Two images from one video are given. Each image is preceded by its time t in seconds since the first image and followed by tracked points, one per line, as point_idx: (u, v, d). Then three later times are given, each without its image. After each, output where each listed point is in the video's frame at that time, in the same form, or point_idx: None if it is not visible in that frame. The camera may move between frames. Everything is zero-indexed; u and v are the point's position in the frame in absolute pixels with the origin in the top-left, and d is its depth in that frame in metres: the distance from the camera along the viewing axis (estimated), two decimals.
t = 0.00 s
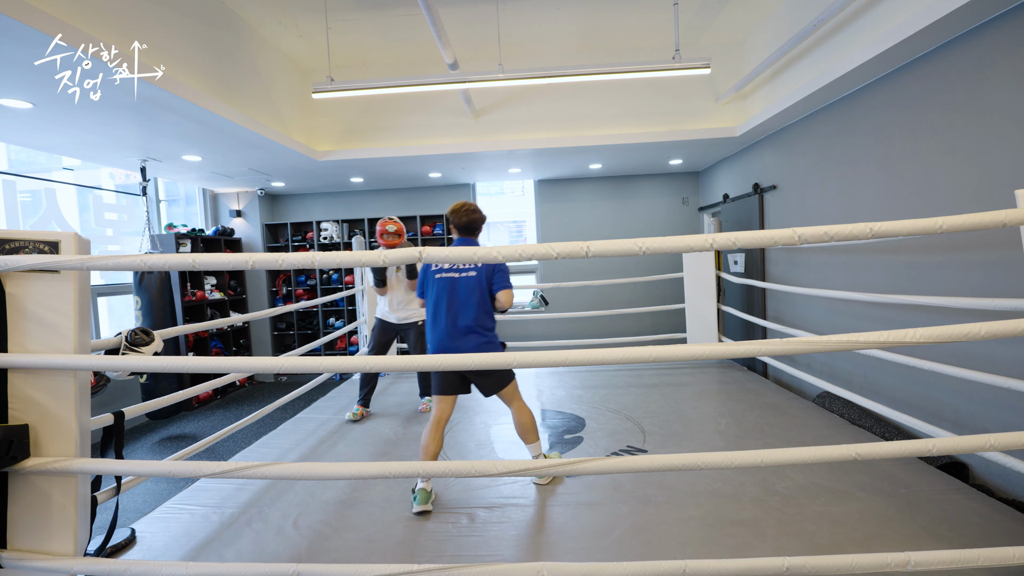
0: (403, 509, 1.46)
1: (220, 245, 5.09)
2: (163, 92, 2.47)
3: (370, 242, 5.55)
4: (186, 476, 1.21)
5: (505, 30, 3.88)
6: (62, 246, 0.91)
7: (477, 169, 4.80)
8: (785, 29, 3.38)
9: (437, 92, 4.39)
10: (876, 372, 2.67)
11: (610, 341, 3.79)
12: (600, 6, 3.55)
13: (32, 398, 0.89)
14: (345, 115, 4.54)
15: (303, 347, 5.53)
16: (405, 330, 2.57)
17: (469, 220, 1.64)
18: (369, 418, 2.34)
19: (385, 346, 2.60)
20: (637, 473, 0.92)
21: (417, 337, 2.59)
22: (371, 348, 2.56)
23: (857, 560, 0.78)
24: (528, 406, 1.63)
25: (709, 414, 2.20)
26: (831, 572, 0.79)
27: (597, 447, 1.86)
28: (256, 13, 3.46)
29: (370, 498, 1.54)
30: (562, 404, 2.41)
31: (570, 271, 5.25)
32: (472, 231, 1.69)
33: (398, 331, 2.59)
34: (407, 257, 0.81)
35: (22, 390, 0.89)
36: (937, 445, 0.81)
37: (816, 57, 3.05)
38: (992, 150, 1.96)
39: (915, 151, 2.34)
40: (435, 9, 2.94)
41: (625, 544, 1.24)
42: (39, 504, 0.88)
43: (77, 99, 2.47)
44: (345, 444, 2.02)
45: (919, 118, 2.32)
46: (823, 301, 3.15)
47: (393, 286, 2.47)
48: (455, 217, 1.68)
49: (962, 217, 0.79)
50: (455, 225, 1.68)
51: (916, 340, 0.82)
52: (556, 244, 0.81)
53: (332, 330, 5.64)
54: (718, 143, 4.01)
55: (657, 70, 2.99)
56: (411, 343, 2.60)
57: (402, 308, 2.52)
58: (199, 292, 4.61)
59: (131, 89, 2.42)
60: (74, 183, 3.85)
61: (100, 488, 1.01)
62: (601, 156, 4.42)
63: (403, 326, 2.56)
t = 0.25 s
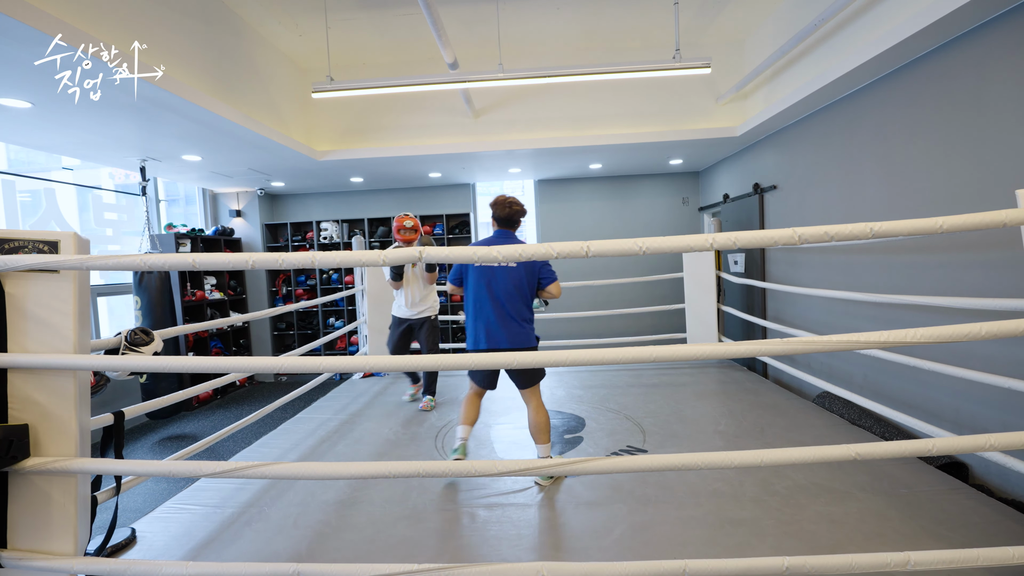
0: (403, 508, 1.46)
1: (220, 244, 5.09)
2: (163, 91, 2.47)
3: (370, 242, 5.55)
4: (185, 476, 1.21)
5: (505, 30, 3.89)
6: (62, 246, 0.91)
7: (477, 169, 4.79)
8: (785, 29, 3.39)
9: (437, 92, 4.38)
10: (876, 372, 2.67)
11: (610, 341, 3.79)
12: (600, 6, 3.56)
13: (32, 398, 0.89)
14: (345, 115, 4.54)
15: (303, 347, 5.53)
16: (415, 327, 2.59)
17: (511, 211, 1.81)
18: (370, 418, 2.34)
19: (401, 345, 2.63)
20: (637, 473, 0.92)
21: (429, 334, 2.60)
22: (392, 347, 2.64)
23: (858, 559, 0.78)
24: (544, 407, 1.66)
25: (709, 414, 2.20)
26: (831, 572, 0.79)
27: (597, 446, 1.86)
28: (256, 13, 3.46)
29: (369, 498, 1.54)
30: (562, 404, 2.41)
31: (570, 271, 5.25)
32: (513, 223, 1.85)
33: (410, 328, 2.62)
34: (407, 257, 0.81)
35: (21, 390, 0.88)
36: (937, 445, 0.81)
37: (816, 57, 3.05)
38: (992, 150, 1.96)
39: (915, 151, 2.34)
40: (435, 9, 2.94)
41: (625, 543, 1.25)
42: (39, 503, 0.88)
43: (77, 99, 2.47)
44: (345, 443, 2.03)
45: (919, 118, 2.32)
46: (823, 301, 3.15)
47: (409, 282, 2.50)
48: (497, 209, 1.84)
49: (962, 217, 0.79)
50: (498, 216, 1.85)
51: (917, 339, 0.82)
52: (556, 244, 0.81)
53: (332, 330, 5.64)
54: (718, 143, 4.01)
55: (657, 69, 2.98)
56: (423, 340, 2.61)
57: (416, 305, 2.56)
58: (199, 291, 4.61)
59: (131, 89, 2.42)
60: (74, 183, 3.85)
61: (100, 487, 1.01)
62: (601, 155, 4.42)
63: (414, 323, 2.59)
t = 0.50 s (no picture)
0: (403, 508, 1.46)
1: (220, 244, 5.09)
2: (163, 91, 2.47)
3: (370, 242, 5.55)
4: (185, 475, 1.21)
5: (505, 29, 3.88)
6: (61, 246, 0.91)
7: (477, 168, 4.79)
8: (785, 29, 3.39)
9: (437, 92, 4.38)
10: (875, 372, 2.67)
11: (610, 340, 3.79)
12: (600, 6, 3.56)
13: (31, 398, 0.89)
14: (345, 115, 4.54)
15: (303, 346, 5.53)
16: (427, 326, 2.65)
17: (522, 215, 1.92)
18: (369, 418, 2.34)
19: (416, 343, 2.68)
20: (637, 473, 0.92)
21: (441, 332, 2.64)
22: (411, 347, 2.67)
23: (857, 559, 0.78)
24: (550, 405, 1.71)
25: (709, 414, 2.20)
26: (830, 572, 0.79)
27: (596, 446, 1.87)
28: (255, 13, 3.46)
29: (369, 498, 1.54)
30: (561, 404, 2.41)
31: (570, 271, 5.25)
32: (524, 226, 1.96)
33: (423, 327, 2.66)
34: (407, 257, 0.81)
35: (21, 390, 0.88)
36: (937, 445, 0.81)
37: (816, 57, 3.04)
38: (992, 150, 1.96)
39: (915, 151, 2.35)
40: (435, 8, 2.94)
41: (625, 543, 1.25)
42: (39, 503, 0.88)
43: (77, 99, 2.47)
44: (345, 443, 2.03)
45: (919, 117, 2.32)
46: (823, 301, 3.15)
47: (420, 283, 2.56)
48: (507, 213, 1.95)
49: (962, 217, 0.79)
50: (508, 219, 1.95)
51: (917, 339, 0.82)
52: (556, 243, 0.81)
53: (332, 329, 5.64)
54: (718, 142, 4.01)
55: (657, 69, 2.98)
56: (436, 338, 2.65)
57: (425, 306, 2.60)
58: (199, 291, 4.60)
59: (131, 89, 2.42)
60: (73, 183, 3.85)
61: (100, 487, 1.01)
62: (601, 155, 4.42)
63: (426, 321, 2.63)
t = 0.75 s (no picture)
0: (403, 507, 1.46)
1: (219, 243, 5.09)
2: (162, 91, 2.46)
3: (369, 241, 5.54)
4: (184, 475, 1.21)
5: (505, 28, 3.88)
6: (59, 245, 0.91)
7: (477, 168, 4.79)
8: (784, 28, 3.38)
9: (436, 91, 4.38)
10: (873, 370, 2.68)
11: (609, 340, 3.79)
12: (600, 5, 3.56)
13: (31, 398, 0.89)
14: (344, 114, 4.53)
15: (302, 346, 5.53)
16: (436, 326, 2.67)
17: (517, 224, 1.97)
18: (369, 417, 2.34)
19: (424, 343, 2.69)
20: (637, 472, 0.92)
21: (450, 333, 2.65)
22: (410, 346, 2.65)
23: (855, 557, 0.78)
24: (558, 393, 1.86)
25: (708, 413, 2.20)
26: (829, 569, 0.79)
27: (595, 445, 1.87)
28: (255, 12, 3.46)
29: (368, 497, 1.54)
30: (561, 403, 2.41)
31: (569, 271, 5.25)
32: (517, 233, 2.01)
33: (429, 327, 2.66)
34: (406, 256, 0.80)
35: (20, 389, 0.88)
36: (935, 443, 0.81)
37: (815, 56, 3.05)
38: (991, 149, 1.97)
39: (914, 150, 2.35)
40: (435, 8, 2.94)
41: (624, 542, 1.25)
42: (38, 502, 0.88)
43: (77, 98, 2.47)
44: (345, 442, 2.03)
45: (918, 116, 2.32)
46: (821, 300, 3.15)
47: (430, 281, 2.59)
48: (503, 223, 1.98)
49: (959, 216, 0.79)
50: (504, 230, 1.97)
51: (915, 338, 0.82)
52: (555, 242, 0.81)
53: (331, 329, 5.64)
54: (718, 142, 4.01)
55: (657, 68, 2.98)
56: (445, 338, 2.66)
57: (433, 306, 2.61)
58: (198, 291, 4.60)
59: (131, 88, 2.42)
60: (72, 182, 3.85)
61: (99, 487, 1.01)
62: (600, 155, 4.42)
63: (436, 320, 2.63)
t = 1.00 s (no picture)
0: (403, 506, 1.47)
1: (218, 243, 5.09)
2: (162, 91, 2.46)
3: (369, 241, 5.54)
4: (184, 474, 1.21)
5: (505, 28, 3.88)
6: (59, 245, 0.91)
7: (477, 168, 4.80)
8: (784, 28, 3.38)
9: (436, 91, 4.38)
10: (874, 370, 2.68)
11: (609, 339, 3.79)
12: (600, 5, 3.56)
13: (30, 397, 0.89)
14: (344, 114, 4.53)
15: (302, 345, 5.53)
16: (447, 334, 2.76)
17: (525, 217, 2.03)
18: (369, 416, 2.35)
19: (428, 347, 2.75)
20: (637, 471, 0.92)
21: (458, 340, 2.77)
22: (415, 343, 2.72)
23: (855, 557, 0.78)
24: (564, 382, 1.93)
25: (708, 412, 2.20)
26: (829, 569, 0.79)
27: (595, 445, 1.87)
28: (254, 11, 3.46)
29: (368, 496, 1.54)
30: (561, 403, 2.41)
31: (569, 270, 5.26)
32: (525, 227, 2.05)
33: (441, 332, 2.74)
34: (406, 256, 0.80)
35: (19, 388, 0.88)
36: (935, 443, 0.81)
37: (815, 56, 3.04)
38: (991, 149, 1.97)
39: (914, 149, 2.35)
40: (435, 8, 2.94)
41: (624, 541, 1.25)
42: (38, 502, 0.88)
43: (77, 98, 2.47)
44: (344, 442, 2.03)
45: (918, 116, 2.32)
46: (821, 299, 3.15)
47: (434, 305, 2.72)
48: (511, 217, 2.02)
49: (960, 216, 0.79)
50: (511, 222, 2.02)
51: (915, 337, 0.82)
52: (555, 242, 0.81)
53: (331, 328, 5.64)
54: (717, 141, 4.01)
55: (657, 68, 2.98)
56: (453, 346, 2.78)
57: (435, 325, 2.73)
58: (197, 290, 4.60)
59: (131, 88, 2.42)
60: (72, 181, 3.84)
61: (99, 486, 1.01)
62: (600, 154, 4.43)
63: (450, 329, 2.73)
